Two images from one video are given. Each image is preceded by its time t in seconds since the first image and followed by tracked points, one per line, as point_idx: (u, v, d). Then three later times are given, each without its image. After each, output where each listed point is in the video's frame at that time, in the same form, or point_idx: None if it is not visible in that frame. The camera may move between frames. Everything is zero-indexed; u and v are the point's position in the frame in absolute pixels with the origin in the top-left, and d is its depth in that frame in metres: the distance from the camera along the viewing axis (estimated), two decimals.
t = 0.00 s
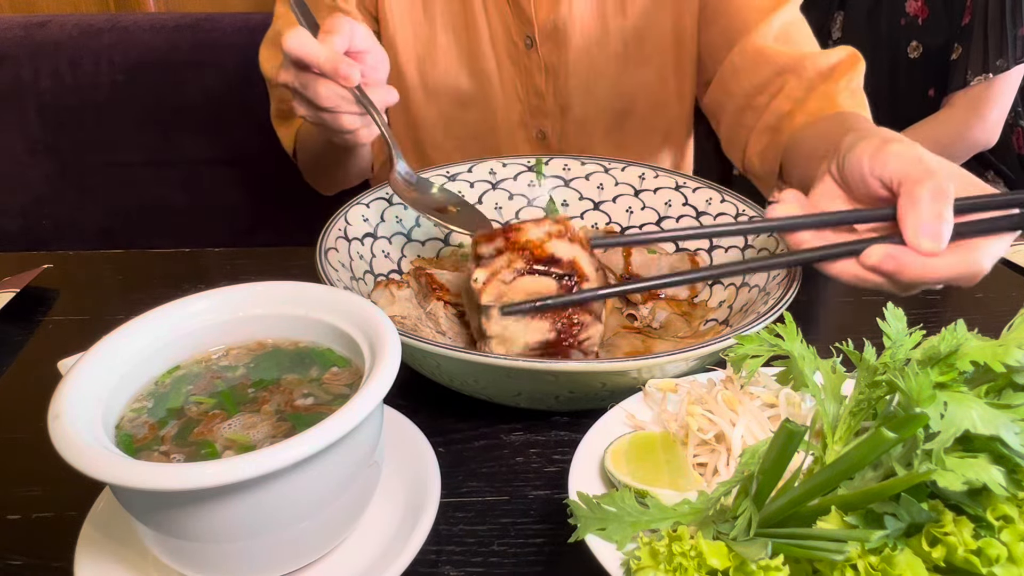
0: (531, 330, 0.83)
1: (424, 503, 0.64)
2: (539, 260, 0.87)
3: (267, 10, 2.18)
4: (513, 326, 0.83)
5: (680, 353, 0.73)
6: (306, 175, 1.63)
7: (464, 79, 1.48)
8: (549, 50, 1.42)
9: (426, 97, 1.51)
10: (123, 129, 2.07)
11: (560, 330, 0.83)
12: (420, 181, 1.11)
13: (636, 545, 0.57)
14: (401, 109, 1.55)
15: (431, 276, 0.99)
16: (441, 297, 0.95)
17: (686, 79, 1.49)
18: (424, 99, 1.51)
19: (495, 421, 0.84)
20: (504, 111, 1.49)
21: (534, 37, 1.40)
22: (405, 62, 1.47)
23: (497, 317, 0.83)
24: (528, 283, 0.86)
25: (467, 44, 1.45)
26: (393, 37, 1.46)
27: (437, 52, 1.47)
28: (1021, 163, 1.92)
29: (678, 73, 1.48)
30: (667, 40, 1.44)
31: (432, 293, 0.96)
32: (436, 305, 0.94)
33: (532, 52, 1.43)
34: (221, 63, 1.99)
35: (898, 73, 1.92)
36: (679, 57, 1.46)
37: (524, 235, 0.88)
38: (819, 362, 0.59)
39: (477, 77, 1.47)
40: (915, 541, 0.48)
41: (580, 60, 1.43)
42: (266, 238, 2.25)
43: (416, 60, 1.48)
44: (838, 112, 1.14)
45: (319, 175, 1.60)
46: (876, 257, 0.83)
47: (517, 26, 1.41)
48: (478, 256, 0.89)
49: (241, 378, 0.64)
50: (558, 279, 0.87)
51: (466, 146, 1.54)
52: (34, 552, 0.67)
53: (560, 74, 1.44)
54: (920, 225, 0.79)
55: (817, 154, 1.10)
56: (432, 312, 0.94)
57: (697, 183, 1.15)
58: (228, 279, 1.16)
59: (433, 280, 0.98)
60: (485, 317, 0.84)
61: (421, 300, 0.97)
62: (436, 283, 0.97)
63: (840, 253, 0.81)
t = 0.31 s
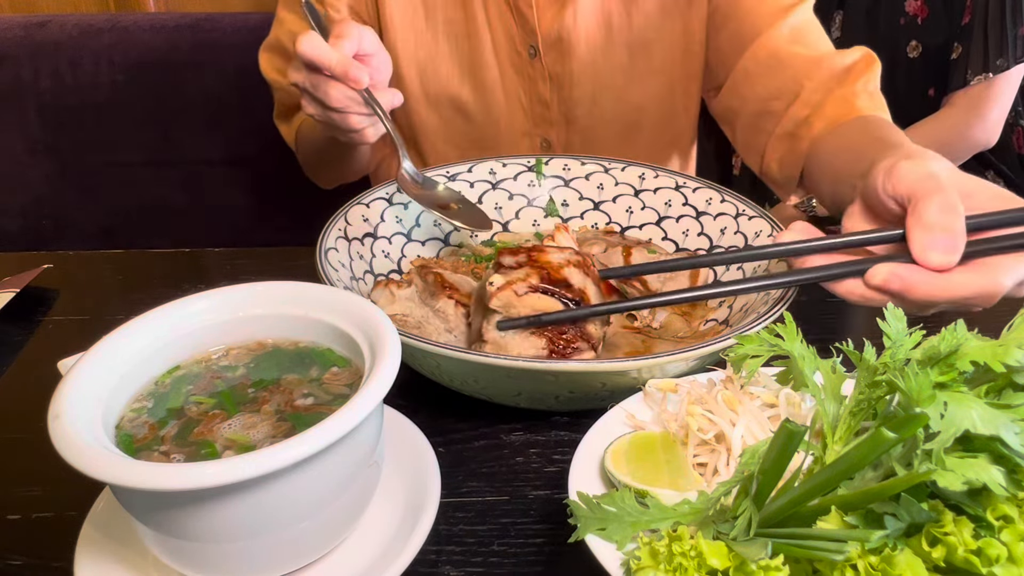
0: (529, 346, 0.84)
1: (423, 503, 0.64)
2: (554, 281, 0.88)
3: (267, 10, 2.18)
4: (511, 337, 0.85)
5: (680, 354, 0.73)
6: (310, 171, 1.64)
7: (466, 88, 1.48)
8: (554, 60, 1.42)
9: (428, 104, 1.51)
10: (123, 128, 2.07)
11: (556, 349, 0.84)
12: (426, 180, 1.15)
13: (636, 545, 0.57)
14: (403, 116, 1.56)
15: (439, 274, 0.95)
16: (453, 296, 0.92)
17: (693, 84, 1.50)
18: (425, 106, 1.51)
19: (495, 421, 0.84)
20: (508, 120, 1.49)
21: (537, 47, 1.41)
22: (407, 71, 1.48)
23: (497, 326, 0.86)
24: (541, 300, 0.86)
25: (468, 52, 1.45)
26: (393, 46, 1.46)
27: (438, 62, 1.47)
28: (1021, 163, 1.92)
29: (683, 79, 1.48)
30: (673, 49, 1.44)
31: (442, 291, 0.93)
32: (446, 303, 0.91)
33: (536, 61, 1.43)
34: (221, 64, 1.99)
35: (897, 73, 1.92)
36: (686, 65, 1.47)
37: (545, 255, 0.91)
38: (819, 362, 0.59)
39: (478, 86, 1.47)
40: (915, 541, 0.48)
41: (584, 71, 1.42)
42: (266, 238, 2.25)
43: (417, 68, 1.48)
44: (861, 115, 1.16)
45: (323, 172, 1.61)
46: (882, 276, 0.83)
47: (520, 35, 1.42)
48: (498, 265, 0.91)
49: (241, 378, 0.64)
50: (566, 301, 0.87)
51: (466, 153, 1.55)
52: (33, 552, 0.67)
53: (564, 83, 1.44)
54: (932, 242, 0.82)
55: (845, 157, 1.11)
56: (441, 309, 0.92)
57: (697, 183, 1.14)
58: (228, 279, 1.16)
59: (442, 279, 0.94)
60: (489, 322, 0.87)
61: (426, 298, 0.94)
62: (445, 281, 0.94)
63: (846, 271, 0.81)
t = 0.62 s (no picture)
0: (547, 335, 0.83)
1: (424, 503, 0.64)
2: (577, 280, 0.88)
3: (267, 10, 2.18)
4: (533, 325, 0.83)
5: (679, 354, 0.73)
6: (317, 171, 1.66)
7: (465, 85, 1.49)
8: (553, 58, 1.42)
9: (427, 104, 1.52)
10: (123, 128, 2.07)
11: (570, 346, 0.83)
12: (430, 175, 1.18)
13: (636, 546, 0.57)
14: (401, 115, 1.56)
15: (444, 273, 0.95)
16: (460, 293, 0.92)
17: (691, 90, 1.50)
18: (424, 105, 1.52)
19: (496, 421, 0.84)
20: (508, 120, 1.50)
21: (537, 46, 1.40)
22: (406, 71, 1.49)
23: (524, 311, 0.84)
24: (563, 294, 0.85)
25: (467, 52, 1.47)
26: (394, 46, 1.48)
27: (438, 62, 1.48)
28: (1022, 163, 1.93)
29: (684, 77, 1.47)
30: (671, 49, 1.44)
31: (449, 289, 0.93)
32: (453, 299, 0.91)
33: (535, 60, 1.43)
34: (221, 64, 1.99)
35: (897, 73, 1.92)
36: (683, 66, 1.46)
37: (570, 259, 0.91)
38: (819, 362, 0.59)
39: (476, 84, 1.47)
40: (915, 541, 0.48)
41: (584, 71, 1.42)
42: (266, 238, 2.25)
43: (417, 68, 1.49)
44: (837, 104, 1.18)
45: (328, 171, 1.63)
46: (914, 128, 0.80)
47: (519, 34, 1.42)
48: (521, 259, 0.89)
49: (241, 378, 0.64)
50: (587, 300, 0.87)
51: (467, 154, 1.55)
52: (33, 552, 0.67)
53: (564, 82, 1.44)
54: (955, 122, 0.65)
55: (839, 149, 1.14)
56: (446, 305, 0.91)
57: (697, 183, 1.14)
58: (228, 278, 1.16)
59: (446, 278, 0.94)
60: (513, 306, 0.85)
61: (429, 298, 0.93)
62: (449, 280, 0.94)
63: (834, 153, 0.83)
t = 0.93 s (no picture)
0: (544, 341, 0.83)
1: (423, 503, 0.64)
2: (575, 283, 0.87)
3: (268, 10, 2.18)
4: (530, 330, 0.83)
5: (680, 354, 0.73)
6: (319, 172, 1.66)
7: (461, 85, 1.49)
8: (550, 55, 1.42)
9: (425, 104, 1.53)
10: (123, 128, 2.07)
11: (570, 348, 0.83)
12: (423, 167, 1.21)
13: (636, 546, 0.57)
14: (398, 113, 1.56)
15: (444, 275, 0.95)
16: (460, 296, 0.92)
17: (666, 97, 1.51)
18: (422, 105, 1.53)
19: (496, 421, 0.84)
20: (506, 118, 1.50)
21: (534, 43, 1.40)
22: (404, 71, 1.49)
23: (520, 317, 0.83)
24: (562, 297, 0.84)
25: (463, 53, 1.47)
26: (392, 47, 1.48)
27: (435, 63, 1.48)
28: (1022, 163, 1.93)
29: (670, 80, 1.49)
30: (663, 48, 1.45)
31: (446, 291, 0.93)
32: (451, 301, 0.91)
33: (532, 57, 1.43)
34: (221, 64, 1.99)
35: (897, 73, 1.92)
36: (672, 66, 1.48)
37: (568, 260, 0.90)
38: (819, 362, 0.59)
39: (472, 83, 1.48)
40: (915, 541, 0.48)
41: (580, 69, 1.43)
42: (266, 238, 2.25)
43: (414, 69, 1.49)
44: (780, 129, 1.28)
45: (329, 171, 1.63)
46: None
47: (516, 32, 1.41)
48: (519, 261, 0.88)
49: (241, 378, 0.64)
50: (585, 302, 0.86)
51: (465, 153, 1.56)
52: (33, 552, 0.67)
53: (561, 79, 1.43)
54: None
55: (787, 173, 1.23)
56: (445, 307, 0.91)
57: (697, 183, 1.14)
58: (228, 278, 1.16)
59: (446, 279, 0.94)
60: (511, 310, 0.84)
61: (428, 298, 0.94)
62: (449, 281, 0.94)
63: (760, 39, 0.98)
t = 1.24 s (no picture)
0: (544, 340, 0.83)
1: (423, 503, 0.64)
2: (575, 283, 0.87)
3: (267, 10, 2.17)
4: (530, 330, 0.83)
5: (680, 354, 0.73)
6: (323, 168, 1.67)
7: (459, 79, 1.49)
8: (548, 49, 1.42)
9: (425, 98, 1.52)
10: (123, 128, 2.07)
11: (570, 348, 0.83)
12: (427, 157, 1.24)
13: (636, 546, 0.56)
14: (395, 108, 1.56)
15: (444, 275, 0.94)
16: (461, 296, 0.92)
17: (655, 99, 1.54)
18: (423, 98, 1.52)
19: (496, 421, 0.84)
20: (505, 112, 1.50)
21: (532, 37, 1.40)
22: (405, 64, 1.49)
23: (520, 317, 0.83)
24: (563, 298, 0.85)
25: (463, 48, 1.47)
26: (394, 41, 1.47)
27: (434, 57, 1.48)
28: (1022, 163, 1.93)
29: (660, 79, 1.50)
30: (655, 43, 1.47)
31: (446, 291, 0.93)
32: (452, 301, 0.91)
33: (530, 51, 1.43)
34: (220, 64, 1.99)
35: (897, 73, 1.92)
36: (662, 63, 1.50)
37: (568, 261, 0.91)
38: (819, 362, 0.59)
39: (470, 77, 1.48)
40: (915, 541, 0.48)
41: (575, 65, 1.43)
42: (266, 238, 2.25)
43: (414, 64, 1.49)
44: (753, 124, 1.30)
45: (333, 167, 1.64)
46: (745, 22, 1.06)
47: (514, 27, 1.42)
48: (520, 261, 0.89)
49: (241, 378, 0.64)
50: (586, 302, 0.86)
51: (463, 148, 1.56)
52: (33, 552, 0.67)
53: (559, 72, 1.44)
54: None
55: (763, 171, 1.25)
56: (446, 307, 0.91)
57: (697, 183, 1.14)
58: (228, 279, 1.16)
59: (446, 279, 0.94)
60: (511, 310, 0.84)
61: (428, 298, 0.94)
62: (449, 281, 0.94)
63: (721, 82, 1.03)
